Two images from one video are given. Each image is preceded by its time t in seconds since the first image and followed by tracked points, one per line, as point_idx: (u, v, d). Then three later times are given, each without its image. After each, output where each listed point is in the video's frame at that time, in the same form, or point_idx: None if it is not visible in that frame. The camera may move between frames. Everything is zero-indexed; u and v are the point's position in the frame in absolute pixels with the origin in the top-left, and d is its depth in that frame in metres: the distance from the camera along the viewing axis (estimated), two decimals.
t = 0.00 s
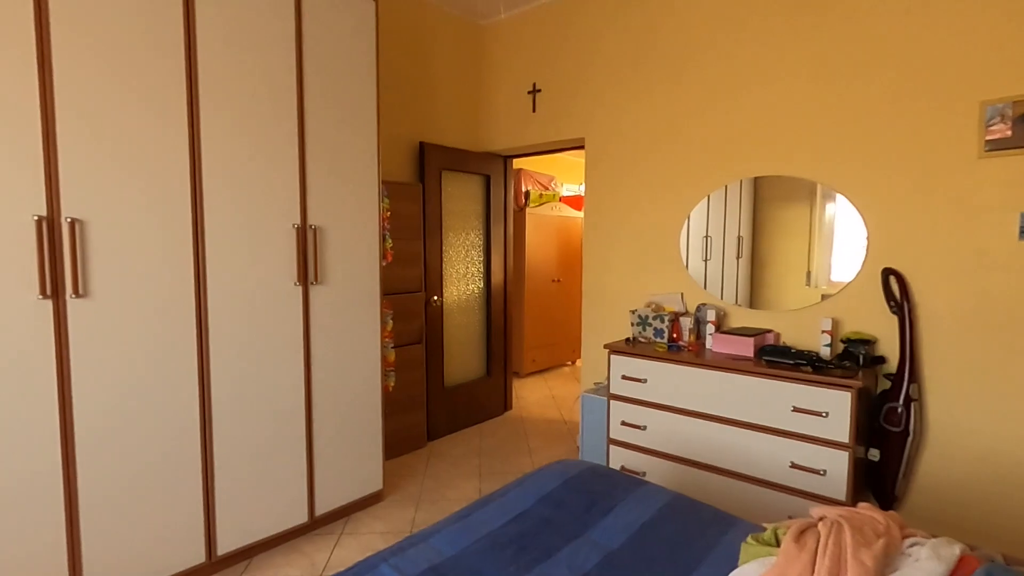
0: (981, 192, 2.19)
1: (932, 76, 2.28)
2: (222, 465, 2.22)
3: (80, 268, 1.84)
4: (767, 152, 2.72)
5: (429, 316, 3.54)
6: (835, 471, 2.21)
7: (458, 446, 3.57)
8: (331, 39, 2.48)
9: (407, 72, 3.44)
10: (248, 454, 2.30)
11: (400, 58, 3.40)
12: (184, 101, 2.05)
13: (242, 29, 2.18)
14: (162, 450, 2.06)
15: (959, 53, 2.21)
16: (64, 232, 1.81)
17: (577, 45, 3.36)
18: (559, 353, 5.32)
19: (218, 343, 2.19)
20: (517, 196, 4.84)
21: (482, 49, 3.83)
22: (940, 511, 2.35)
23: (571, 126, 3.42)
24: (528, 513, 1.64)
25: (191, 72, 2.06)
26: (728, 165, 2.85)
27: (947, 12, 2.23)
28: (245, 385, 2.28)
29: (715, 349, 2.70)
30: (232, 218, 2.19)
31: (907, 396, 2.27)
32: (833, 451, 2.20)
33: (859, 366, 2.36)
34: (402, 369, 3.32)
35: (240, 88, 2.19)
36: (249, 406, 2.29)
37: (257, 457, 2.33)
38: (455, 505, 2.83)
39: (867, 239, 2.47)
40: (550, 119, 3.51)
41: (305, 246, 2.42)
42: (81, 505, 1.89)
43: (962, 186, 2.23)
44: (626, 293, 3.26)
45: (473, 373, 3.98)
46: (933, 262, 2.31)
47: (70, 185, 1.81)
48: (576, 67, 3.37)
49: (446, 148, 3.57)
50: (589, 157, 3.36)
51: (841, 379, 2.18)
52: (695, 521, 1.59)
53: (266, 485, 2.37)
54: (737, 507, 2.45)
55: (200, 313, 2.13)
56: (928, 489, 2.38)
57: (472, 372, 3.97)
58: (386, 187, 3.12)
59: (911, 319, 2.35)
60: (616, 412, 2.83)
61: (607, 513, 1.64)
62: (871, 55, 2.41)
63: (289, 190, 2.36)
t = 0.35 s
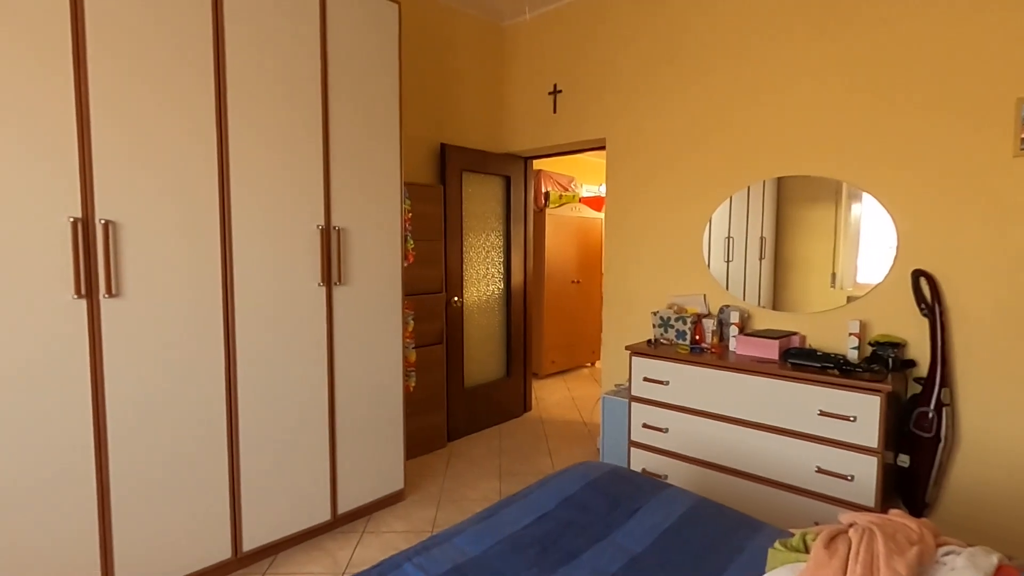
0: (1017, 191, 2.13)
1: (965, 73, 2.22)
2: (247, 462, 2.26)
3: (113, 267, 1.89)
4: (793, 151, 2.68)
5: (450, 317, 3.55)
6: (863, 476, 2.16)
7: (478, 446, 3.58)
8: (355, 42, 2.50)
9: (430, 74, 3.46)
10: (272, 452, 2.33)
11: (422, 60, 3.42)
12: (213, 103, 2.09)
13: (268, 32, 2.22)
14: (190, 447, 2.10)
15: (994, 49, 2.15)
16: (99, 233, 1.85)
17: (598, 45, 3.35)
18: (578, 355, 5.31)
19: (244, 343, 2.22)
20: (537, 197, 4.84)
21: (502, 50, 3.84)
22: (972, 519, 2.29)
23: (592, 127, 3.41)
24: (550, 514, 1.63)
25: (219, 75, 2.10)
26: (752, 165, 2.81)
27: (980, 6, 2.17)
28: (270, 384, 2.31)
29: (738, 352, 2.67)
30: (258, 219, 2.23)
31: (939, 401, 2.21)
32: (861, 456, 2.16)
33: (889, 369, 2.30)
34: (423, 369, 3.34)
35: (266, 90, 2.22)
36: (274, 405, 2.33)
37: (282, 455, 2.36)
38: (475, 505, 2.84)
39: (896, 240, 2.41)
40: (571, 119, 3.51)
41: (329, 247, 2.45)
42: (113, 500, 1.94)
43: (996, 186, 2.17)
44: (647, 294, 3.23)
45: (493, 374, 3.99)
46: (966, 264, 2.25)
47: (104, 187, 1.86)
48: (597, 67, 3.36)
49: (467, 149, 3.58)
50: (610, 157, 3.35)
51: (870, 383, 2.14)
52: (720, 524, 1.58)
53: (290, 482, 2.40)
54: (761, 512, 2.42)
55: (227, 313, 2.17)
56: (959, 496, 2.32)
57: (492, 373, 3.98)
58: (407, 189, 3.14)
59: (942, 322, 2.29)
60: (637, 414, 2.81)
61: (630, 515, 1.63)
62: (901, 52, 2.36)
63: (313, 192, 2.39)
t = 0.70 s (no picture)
0: None
1: (1001, 69, 2.15)
2: (274, 461, 2.30)
3: (146, 269, 1.93)
4: (821, 151, 2.63)
5: (472, 318, 3.56)
6: (895, 483, 2.11)
7: (499, 448, 3.59)
8: (379, 45, 2.53)
9: (452, 76, 3.48)
10: (298, 451, 2.36)
11: (445, 62, 3.44)
12: (242, 108, 2.13)
13: (295, 37, 2.25)
14: (219, 445, 2.14)
15: None
16: (133, 235, 1.90)
17: (620, 47, 3.34)
18: (600, 357, 5.28)
19: (272, 343, 2.26)
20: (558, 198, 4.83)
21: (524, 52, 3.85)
22: (1010, 530, 2.22)
23: (614, 128, 3.40)
24: (576, 518, 1.63)
25: (248, 80, 2.14)
26: (778, 165, 2.77)
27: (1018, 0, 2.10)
28: (297, 384, 2.34)
29: (764, 355, 2.63)
30: (285, 222, 2.26)
31: (974, 407, 2.15)
32: (893, 462, 2.11)
33: (921, 374, 2.24)
34: (445, 370, 3.35)
35: (292, 95, 2.26)
36: (300, 404, 2.36)
37: (307, 455, 2.39)
38: (497, 507, 2.84)
39: (929, 241, 2.35)
40: (593, 121, 3.50)
41: (354, 249, 2.47)
42: (146, 497, 1.98)
43: None
44: (671, 296, 3.21)
45: (514, 375, 3.99)
46: (1002, 266, 2.18)
47: (138, 191, 1.90)
48: (619, 68, 3.35)
49: (489, 151, 3.59)
50: (633, 159, 3.33)
51: (902, 388, 2.08)
52: (748, 531, 1.55)
53: (315, 481, 2.43)
54: (788, 518, 2.38)
55: (255, 314, 2.21)
56: (996, 505, 2.25)
57: (513, 374, 3.98)
58: (430, 191, 3.17)
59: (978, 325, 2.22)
60: (660, 417, 2.79)
61: (656, 520, 1.62)
62: (933, 49, 2.30)
63: (339, 195, 2.43)
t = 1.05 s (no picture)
0: None
1: None
2: (301, 460, 2.33)
3: (179, 270, 1.98)
4: (850, 151, 2.57)
5: (494, 319, 3.58)
6: (928, 491, 2.06)
7: (521, 449, 3.59)
8: (403, 49, 2.55)
9: (476, 78, 3.50)
10: (324, 450, 2.40)
11: (468, 65, 3.46)
12: (271, 112, 2.17)
13: (322, 42, 2.29)
14: (247, 443, 2.18)
15: None
16: (167, 237, 1.95)
17: (644, 47, 3.32)
18: (622, 359, 5.25)
19: (299, 343, 2.30)
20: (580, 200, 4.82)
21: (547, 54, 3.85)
22: None
23: (637, 129, 3.38)
24: (600, 520, 1.62)
25: (277, 85, 2.18)
26: (805, 165, 2.72)
27: None
28: (323, 384, 2.38)
29: (791, 358, 2.58)
30: (312, 224, 2.30)
31: (1012, 414, 2.07)
32: (926, 469, 2.06)
33: (955, 378, 2.16)
34: (468, 371, 3.37)
35: (319, 99, 2.30)
36: (326, 404, 2.39)
37: (333, 453, 2.43)
38: (519, 508, 2.84)
39: (963, 242, 2.29)
40: (616, 122, 3.49)
41: (379, 250, 2.50)
42: (177, 492, 2.03)
43: None
44: (695, 298, 3.18)
45: (536, 377, 3.99)
46: None
47: (171, 194, 1.95)
48: (643, 69, 3.33)
49: (511, 152, 3.60)
50: (656, 160, 3.31)
51: (936, 394, 2.03)
52: (776, 537, 1.53)
53: (340, 480, 2.46)
54: (816, 524, 2.33)
55: (283, 314, 2.25)
56: None
57: (535, 376, 3.98)
58: (453, 193, 3.18)
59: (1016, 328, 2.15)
60: (684, 420, 2.76)
61: (681, 524, 1.60)
62: (967, 46, 2.24)
63: (364, 197, 2.46)
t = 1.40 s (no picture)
0: None
1: None
2: (327, 459, 2.36)
3: (211, 272, 2.03)
4: (880, 152, 2.52)
5: (516, 321, 3.58)
6: (963, 500, 2.00)
7: (543, 451, 3.59)
8: (428, 53, 2.58)
9: (499, 81, 3.51)
10: (350, 450, 2.43)
11: (491, 67, 3.47)
12: (299, 118, 2.21)
13: (349, 48, 2.32)
14: (274, 442, 2.22)
15: None
16: (199, 240, 2.00)
17: (668, 48, 3.31)
18: (643, 362, 5.21)
19: (326, 345, 2.33)
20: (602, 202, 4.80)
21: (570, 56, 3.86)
22: None
23: (661, 131, 3.36)
24: (625, 523, 1.61)
25: (306, 91, 2.22)
26: (834, 166, 2.67)
27: None
28: (349, 384, 2.41)
29: (819, 362, 2.54)
30: (338, 227, 2.33)
31: None
32: (961, 478, 2.00)
33: (992, 385, 2.10)
34: (490, 373, 3.38)
35: (347, 103, 2.33)
36: (352, 403, 2.42)
37: (357, 453, 2.45)
38: (541, 511, 2.84)
39: (1000, 244, 2.22)
40: (639, 123, 3.48)
41: (403, 253, 2.53)
42: (208, 490, 2.07)
43: None
44: (720, 301, 3.14)
45: (557, 379, 3.98)
46: None
47: (204, 198, 2.00)
48: (667, 70, 3.32)
49: (534, 154, 3.61)
50: (680, 161, 3.28)
51: (972, 400, 1.97)
52: (806, 544, 1.50)
53: (365, 480, 2.48)
54: (846, 532, 2.29)
55: (310, 315, 2.28)
56: None
57: (557, 378, 3.97)
58: (476, 196, 3.20)
59: None
60: (709, 424, 2.73)
61: (708, 529, 1.59)
62: (1003, 42, 2.17)
63: (389, 200, 2.48)
